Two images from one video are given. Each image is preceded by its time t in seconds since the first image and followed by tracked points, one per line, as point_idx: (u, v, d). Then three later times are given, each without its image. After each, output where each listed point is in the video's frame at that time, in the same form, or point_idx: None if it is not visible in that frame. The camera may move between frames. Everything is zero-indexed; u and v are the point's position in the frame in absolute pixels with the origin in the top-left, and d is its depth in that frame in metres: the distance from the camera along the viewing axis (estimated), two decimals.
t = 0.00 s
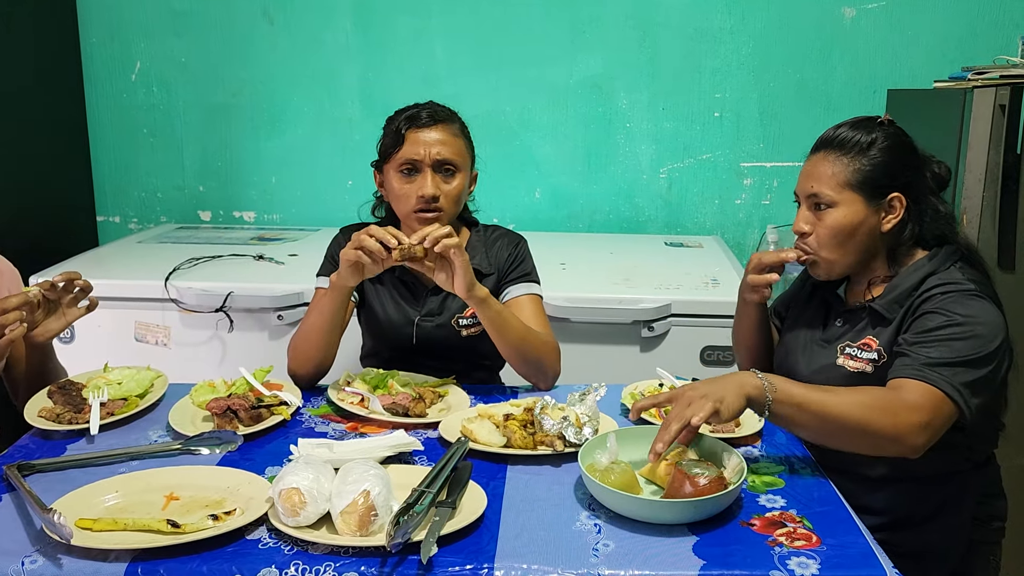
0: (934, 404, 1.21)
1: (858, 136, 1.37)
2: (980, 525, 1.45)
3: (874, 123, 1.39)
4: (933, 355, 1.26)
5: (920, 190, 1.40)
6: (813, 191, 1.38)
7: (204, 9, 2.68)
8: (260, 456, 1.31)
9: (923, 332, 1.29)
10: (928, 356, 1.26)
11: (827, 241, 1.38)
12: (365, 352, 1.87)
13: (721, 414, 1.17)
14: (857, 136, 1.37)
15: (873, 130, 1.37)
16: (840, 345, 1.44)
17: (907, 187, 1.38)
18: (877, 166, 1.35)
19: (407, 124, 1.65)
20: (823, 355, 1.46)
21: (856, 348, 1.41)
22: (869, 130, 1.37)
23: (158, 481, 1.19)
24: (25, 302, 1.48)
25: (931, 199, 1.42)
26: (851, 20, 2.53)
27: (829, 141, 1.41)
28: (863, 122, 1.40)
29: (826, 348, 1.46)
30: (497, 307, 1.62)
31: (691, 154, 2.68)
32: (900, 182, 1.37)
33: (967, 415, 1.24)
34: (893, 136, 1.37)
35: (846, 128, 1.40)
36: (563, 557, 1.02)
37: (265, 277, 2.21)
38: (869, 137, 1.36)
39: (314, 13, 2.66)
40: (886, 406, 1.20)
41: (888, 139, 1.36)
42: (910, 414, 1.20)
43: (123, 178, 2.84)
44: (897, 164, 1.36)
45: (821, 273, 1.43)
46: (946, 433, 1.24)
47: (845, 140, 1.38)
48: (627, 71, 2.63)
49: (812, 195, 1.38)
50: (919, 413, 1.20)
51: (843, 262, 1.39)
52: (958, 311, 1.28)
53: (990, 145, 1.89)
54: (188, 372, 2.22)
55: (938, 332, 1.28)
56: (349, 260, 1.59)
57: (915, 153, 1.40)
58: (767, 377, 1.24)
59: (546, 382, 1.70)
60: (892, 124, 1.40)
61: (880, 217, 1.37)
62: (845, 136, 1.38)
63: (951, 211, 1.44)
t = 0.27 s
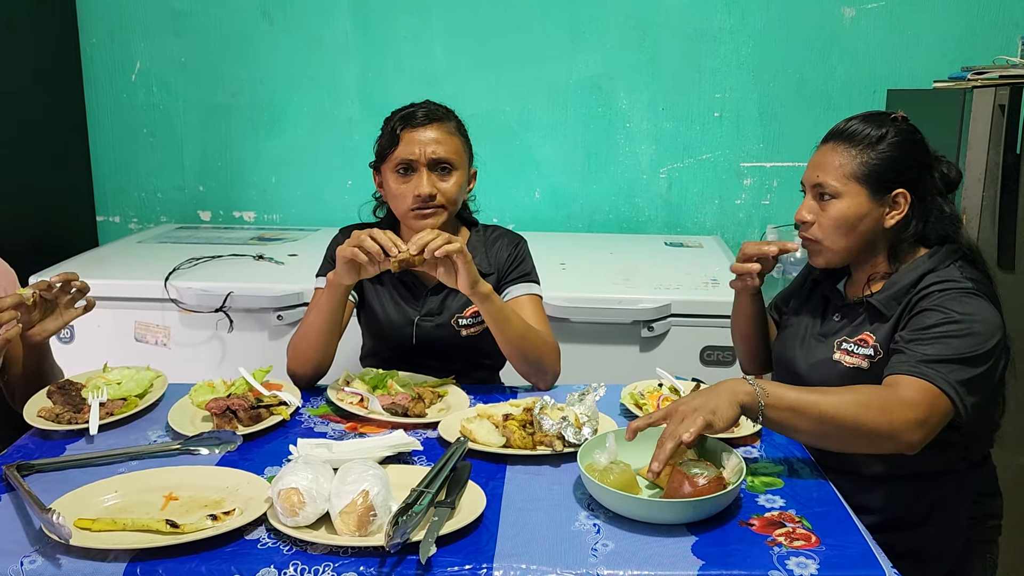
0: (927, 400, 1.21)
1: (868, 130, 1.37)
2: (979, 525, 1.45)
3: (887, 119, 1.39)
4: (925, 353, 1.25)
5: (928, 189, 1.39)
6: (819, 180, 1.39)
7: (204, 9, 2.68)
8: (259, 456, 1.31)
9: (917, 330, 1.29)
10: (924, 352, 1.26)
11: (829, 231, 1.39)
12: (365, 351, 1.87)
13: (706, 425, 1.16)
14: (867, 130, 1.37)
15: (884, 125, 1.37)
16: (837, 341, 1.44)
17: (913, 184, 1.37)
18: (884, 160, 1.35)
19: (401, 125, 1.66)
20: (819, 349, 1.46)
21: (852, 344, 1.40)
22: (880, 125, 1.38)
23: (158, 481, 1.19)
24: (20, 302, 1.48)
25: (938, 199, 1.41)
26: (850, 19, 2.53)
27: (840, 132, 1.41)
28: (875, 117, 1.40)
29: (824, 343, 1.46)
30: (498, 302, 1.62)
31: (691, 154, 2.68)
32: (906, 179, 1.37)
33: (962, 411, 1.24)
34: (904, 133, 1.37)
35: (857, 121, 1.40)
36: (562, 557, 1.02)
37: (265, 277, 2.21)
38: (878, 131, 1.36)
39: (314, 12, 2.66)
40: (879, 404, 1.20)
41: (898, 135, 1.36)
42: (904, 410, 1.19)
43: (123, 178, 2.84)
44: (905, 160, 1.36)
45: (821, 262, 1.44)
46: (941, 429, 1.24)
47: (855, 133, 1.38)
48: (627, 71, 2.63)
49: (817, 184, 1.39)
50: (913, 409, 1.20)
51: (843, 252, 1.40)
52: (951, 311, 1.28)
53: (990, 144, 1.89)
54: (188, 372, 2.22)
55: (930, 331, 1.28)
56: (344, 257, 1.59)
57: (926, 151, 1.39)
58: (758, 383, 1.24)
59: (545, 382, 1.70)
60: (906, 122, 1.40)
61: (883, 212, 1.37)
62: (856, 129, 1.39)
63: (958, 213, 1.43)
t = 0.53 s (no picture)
0: (931, 393, 1.21)
1: (877, 128, 1.37)
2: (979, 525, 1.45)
3: (895, 117, 1.39)
4: (928, 348, 1.25)
5: (933, 188, 1.39)
6: (826, 176, 1.38)
7: (204, 10, 2.68)
8: (259, 457, 1.31)
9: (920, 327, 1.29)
10: (926, 348, 1.26)
11: (835, 228, 1.38)
12: (366, 352, 1.87)
13: (699, 425, 1.16)
14: (876, 128, 1.37)
15: (893, 123, 1.37)
16: (837, 339, 1.44)
17: (920, 183, 1.38)
18: (893, 158, 1.35)
19: (390, 129, 1.67)
20: (819, 347, 1.47)
21: (852, 342, 1.41)
22: (889, 123, 1.37)
23: (159, 481, 1.19)
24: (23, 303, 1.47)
25: (943, 199, 1.41)
26: (851, 20, 2.53)
27: (848, 130, 1.41)
28: (884, 116, 1.40)
29: (824, 341, 1.47)
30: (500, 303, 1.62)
31: (691, 155, 2.68)
32: (913, 178, 1.37)
33: (964, 407, 1.24)
34: (913, 132, 1.37)
35: (866, 119, 1.40)
36: (564, 558, 1.02)
37: (265, 277, 2.21)
38: (887, 129, 1.36)
39: (314, 13, 2.66)
40: (882, 399, 1.20)
41: (907, 133, 1.36)
42: (907, 405, 1.20)
43: (123, 179, 2.84)
44: (912, 158, 1.36)
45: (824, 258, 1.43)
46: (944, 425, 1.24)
47: (863, 130, 1.38)
48: (627, 72, 2.63)
49: (824, 180, 1.38)
50: (916, 403, 1.20)
51: (847, 250, 1.39)
52: (953, 307, 1.28)
53: (990, 145, 1.89)
54: (188, 372, 2.22)
55: (933, 326, 1.28)
56: (344, 261, 1.59)
57: (933, 152, 1.40)
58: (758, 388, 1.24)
59: (545, 382, 1.70)
60: (915, 122, 1.39)
61: (889, 210, 1.37)
62: (864, 126, 1.38)
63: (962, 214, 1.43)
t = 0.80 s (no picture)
0: (944, 415, 1.21)
1: (886, 130, 1.37)
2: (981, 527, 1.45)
3: (904, 119, 1.38)
4: (940, 366, 1.25)
5: (941, 191, 1.39)
6: (833, 179, 1.38)
7: (204, 10, 2.68)
8: (260, 458, 1.31)
9: (930, 341, 1.28)
10: (936, 366, 1.25)
11: (841, 231, 1.38)
12: (366, 352, 1.87)
13: (714, 431, 1.15)
14: (884, 130, 1.36)
15: (902, 126, 1.37)
16: (842, 343, 1.44)
17: (928, 187, 1.37)
18: (902, 161, 1.34)
19: (392, 129, 1.66)
20: (823, 350, 1.46)
21: (858, 347, 1.40)
22: (898, 126, 1.37)
23: (160, 482, 1.19)
24: (25, 308, 1.47)
25: (951, 202, 1.40)
26: (852, 20, 2.53)
27: (856, 131, 1.40)
28: (892, 117, 1.39)
29: (828, 344, 1.46)
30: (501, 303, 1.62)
31: (692, 155, 2.68)
32: (921, 181, 1.36)
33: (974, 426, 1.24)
34: (922, 134, 1.36)
35: (874, 121, 1.39)
36: (565, 559, 1.02)
37: (265, 277, 2.21)
38: (895, 132, 1.36)
39: (314, 13, 2.66)
40: (898, 421, 1.20)
41: (916, 136, 1.36)
42: (921, 426, 1.20)
43: (124, 179, 2.84)
44: (919, 161, 1.35)
45: (830, 260, 1.43)
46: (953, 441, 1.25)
47: (872, 133, 1.37)
48: (627, 72, 2.63)
49: (831, 183, 1.39)
50: (931, 425, 1.20)
51: (854, 252, 1.39)
52: (964, 320, 1.28)
53: (991, 145, 1.89)
54: (188, 372, 2.22)
55: (945, 342, 1.27)
56: (342, 261, 1.60)
57: (942, 154, 1.39)
58: (775, 404, 1.23)
59: (546, 382, 1.70)
60: (921, 122, 1.39)
61: (896, 213, 1.37)
62: (873, 128, 1.38)
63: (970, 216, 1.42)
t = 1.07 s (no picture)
0: (963, 449, 1.21)
1: (890, 134, 1.35)
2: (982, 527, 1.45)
3: (909, 121, 1.37)
4: (960, 387, 1.23)
5: (948, 194, 1.37)
6: (841, 186, 1.36)
7: (204, 9, 2.67)
8: (260, 457, 1.31)
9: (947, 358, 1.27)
10: (951, 392, 1.23)
11: (850, 239, 1.36)
12: (366, 352, 1.86)
13: (735, 404, 1.17)
14: (889, 134, 1.35)
15: (908, 128, 1.35)
16: (850, 349, 1.43)
17: (937, 190, 1.35)
18: (908, 166, 1.33)
19: (394, 127, 1.66)
20: (830, 355, 1.45)
21: (867, 352, 1.39)
22: (904, 128, 1.35)
23: (160, 482, 1.19)
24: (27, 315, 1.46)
25: (958, 202, 1.40)
26: (852, 20, 2.53)
27: (860, 136, 1.38)
28: (897, 120, 1.37)
29: (835, 349, 1.46)
30: (500, 301, 1.62)
31: (691, 155, 2.68)
32: (930, 184, 1.35)
33: (987, 449, 1.25)
34: (928, 136, 1.35)
35: (878, 124, 1.38)
36: (566, 559, 1.02)
37: (265, 277, 2.21)
38: (901, 136, 1.34)
39: (314, 12, 2.66)
40: (921, 451, 1.20)
41: (921, 139, 1.34)
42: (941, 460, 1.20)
43: (124, 178, 2.84)
44: (926, 164, 1.34)
45: (839, 268, 1.41)
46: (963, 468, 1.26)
47: (878, 136, 1.36)
48: (627, 71, 2.63)
49: (839, 190, 1.36)
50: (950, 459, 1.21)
51: (864, 260, 1.37)
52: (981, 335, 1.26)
53: (991, 145, 1.89)
54: (188, 372, 2.22)
55: (964, 361, 1.25)
56: (341, 258, 1.58)
57: (949, 155, 1.38)
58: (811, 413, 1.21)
59: (547, 381, 1.70)
60: (926, 123, 1.37)
61: (905, 218, 1.35)
62: (879, 132, 1.36)
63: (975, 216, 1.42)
